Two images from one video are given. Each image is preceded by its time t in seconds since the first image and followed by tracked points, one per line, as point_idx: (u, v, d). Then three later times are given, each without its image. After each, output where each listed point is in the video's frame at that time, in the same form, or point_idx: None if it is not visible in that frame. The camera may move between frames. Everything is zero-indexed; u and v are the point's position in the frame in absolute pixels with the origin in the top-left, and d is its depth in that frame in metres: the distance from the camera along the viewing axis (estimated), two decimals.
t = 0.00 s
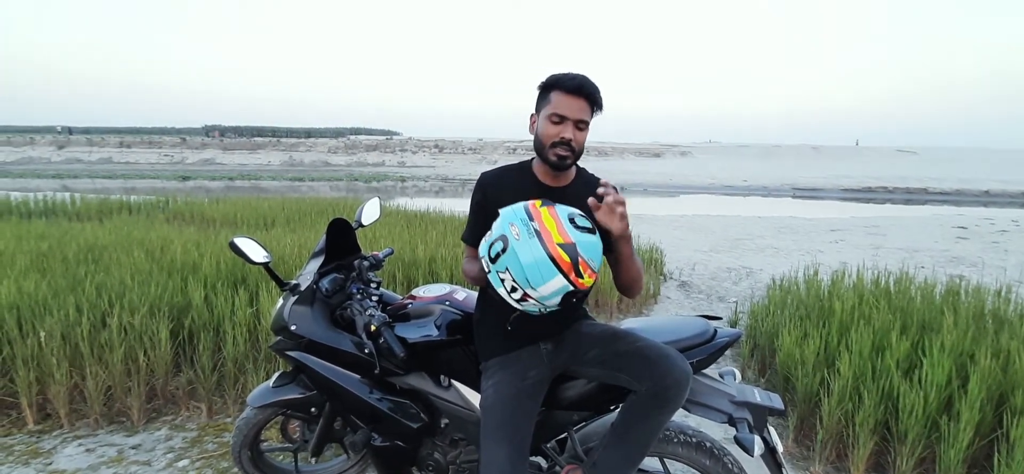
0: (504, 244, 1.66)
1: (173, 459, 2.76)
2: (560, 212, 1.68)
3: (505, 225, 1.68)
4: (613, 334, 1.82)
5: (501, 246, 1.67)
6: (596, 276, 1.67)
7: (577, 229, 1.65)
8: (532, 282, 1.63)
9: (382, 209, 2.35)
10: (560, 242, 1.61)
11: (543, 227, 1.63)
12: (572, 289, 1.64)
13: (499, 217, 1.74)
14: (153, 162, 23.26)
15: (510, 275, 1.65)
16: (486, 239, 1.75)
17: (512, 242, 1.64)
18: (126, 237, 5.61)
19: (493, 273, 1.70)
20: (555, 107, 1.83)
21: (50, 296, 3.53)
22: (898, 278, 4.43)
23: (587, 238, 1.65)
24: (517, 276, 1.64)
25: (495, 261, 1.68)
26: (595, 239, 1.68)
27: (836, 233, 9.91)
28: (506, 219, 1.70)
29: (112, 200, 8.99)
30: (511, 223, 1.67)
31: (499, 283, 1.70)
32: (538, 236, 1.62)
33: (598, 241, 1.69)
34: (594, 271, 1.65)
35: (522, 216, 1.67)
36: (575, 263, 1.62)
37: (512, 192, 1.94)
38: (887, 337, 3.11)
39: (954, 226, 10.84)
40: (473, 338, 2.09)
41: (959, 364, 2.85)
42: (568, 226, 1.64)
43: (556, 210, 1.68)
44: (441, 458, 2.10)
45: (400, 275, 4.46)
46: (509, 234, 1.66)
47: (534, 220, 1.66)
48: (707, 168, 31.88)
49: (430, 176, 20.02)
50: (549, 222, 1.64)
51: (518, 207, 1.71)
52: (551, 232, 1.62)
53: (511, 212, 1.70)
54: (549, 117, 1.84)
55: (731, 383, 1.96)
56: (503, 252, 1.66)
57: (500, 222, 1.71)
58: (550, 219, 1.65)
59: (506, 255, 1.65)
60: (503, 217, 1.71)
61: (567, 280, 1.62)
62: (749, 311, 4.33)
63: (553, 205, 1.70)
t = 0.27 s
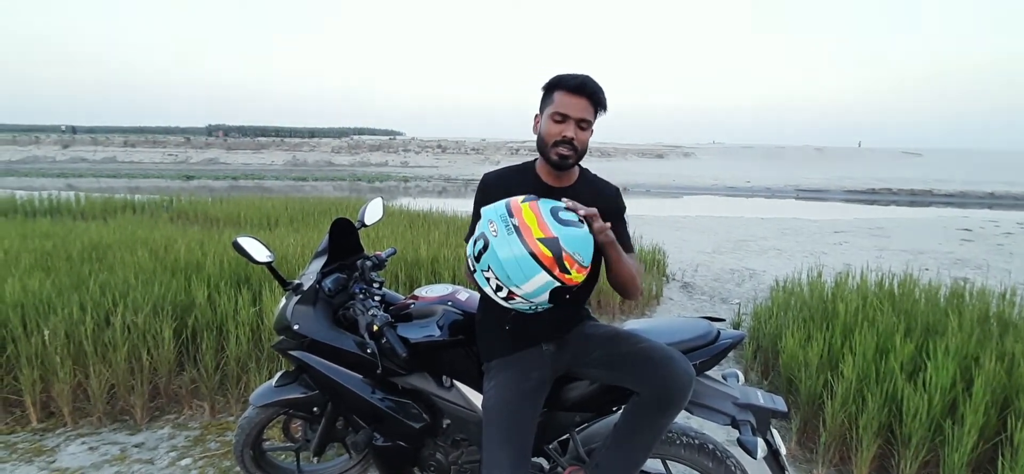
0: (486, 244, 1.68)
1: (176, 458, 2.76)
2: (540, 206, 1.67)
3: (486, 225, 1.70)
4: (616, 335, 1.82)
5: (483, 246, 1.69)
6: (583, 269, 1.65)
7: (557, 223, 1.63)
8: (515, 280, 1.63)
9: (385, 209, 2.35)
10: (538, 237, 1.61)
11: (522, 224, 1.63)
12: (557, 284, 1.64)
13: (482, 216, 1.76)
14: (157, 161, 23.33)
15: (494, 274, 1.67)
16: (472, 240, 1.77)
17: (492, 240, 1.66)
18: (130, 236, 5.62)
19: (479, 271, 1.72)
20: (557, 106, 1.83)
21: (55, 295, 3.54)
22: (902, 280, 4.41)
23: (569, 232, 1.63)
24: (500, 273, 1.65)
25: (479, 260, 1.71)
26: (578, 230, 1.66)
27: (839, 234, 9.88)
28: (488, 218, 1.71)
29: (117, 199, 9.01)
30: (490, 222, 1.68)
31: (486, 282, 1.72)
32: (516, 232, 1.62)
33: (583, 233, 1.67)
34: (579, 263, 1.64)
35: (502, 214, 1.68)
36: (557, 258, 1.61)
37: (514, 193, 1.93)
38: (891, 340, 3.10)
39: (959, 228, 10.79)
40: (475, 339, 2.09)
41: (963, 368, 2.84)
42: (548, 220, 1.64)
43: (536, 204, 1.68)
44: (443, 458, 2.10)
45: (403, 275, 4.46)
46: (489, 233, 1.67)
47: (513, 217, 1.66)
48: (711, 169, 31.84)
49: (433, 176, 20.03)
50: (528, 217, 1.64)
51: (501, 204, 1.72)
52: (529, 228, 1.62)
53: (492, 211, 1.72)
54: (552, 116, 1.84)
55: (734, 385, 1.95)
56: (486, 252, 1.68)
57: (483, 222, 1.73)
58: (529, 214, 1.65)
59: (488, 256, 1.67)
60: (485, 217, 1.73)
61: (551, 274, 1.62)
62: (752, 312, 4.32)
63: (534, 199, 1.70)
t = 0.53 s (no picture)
0: (477, 257, 1.70)
1: (179, 457, 2.77)
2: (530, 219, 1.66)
3: (478, 237, 1.72)
4: (619, 337, 1.82)
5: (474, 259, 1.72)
6: (574, 282, 1.65)
7: (546, 237, 1.62)
8: (504, 294, 1.66)
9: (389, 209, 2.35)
10: (525, 254, 1.61)
11: (510, 239, 1.64)
12: (547, 297, 1.65)
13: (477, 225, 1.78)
14: (162, 161, 23.40)
15: (484, 287, 1.70)
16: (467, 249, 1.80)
17: (482, 254, 1.68)
18: (134, 236, 5.64)
19: (473, 282, 1.76)
20: (558, 107, 1.83)
21: (60, 294, 3.55)
22: (907, 283, 4.40)
23: (557, 246, 1.62)
24: (489, 286, 1.68)
25: (472, 271, 1.74)
26: (569, 242, 1.64)
27: (844, 237, 9.84)
28: (481, 229, 1.73)
29: (122, 199, 9.04)
30: (480, 235, 1.70)
31: (480, 292, 1.75)
32: (503, 247, 1.64)
33: (574, 246, 1.65)
34: (569, 277, 1.64)
35: (492, 227, 1.69)
36: (543, 273, 1.61)
37: (517, 194, 1.93)
38: (896, 343, 3.08)
39: (964, 230, 10.75)
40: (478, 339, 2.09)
41: (969, 371, 2.82)
42: (536, 234, 1.62)
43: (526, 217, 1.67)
44: (446, 459, 2.10)
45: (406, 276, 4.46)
46: (479, 246, 1.70)
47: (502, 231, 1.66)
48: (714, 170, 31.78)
49: (437, 176, 20.04)
50: (517, 231, 1.64)
51: (493, 215, 1.73)
52: (516, 244, 1.62)
53: (485, 223, 1.73)
54: (552, 117, 1.84)
55: (738, 387, 1.95)
56: (477, 265, 1.71)
57: (475, 233, 1.74)
58: (517, 229, 1.64)
59: (478, 269, 1.70)
60: (478, 228, 1.75)
61: (539, 289, 1.63)
62: (755, 315, 4.31)
63: (527, 210, 1.69)
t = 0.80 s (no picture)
0: (475, 264, 1.73)
1: (182, 456, 2.77)
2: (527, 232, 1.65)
3: (477, 243, 1.74)
4: (623, 338, 1.81)
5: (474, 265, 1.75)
6: (569, 296, 1.66)
7: (541, 252, 1.63)
8: (500, 303, 1.71)
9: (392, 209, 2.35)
10: (519, 269, 1.63)
11: (505, 253, 1.65)
12: (542, 309, 1.68)
13: (480, 228, 1.80)
14: (166, 161, 23.45)
15: (483, 293, 1.75)
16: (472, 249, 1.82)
17: (479, 262, 1.71)
18: (138, 235, 5.65)
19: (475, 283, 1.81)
20: (559, 107, 1.82)
21: (65, 292, 3.56)
22: (911, 285, 4.38)
23: (552, 262, 1.62)
24: (487, 293, 1.73)
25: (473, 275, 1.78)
26: (566, 258, 1.64)
27: (848, 238, 9.81)
28: (482, 234, 1.75)
29: (126, 198, 9.07)
30: (479, 243, 1.72)
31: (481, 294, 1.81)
32: (498, 260, 1.66)
33: (571, 260, 1.64)
34: (564, 292, 1.65)
35: (491, 235, 1.70)
36: (536, 287, 1.64)
37: (519, 195, 1.93)
38: (900, 345, 3.07)
39: (969, 232, 10.71)
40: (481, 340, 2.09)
41: (974, 374, 2.81)
42: (531, 249, 1.63)
43: (524, 230, 1.66)
44: (448, 459, 2.10)
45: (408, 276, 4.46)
46: (477, 254, 1.72)
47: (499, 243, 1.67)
48: (717, 171, 31.72)
49: (440, 177, 20.06)
50: (513, 245, 1.65)
51: (495, 222, 1.74)
52: (511, 259, 1.64)
53: (486, 229, 1.74)
54: (554, 117, 1.83)
55: (741, 389, 1.94)
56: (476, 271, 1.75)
57: (476, 238, 1.76)
58: (513, 243, 1.65)
59: (477, 276, 1.74)
60: (479, 232, 1.76)
61: (533, 302, 1.66)
62: (759, 316, 4.29)
63: (526, 220, 1.68)
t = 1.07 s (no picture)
0: (474, 257, 1.74)
1: (184, 454, 2.78)
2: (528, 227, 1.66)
3: (478, 235, 1.75)
4: (625, 338, 1.81)
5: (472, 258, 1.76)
6: (565, 295, 1.65)
7: (540, 247, 1.63)
8: (495, 296, 1.70)
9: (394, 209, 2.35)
10: (516, 262, 1.63)
11: (504, 245, 1.65)
12: (536, 307, 1.67)
13: (483, 222, 1.81)
14: (169, 160, 23.49)
15: (479, 286, 1.75)
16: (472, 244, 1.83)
17: (477, 254, 1.72)
18: (141, 234, 5.66)
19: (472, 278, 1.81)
20: (558, 109, 1.82)
21: (68, 291, 3.58)
22: (914, 286, 4.36)
23: (549, 258, 1.62)
24: (483, 287, 1.73)
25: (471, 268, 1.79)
26: (564, 257, 1.64)
27: (850, 239, 9.80)
28: (483, 228, 1.76)
29: (129, 197, 9.09)
30: (480, 235, 1.73)
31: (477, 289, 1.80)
32: (496, 251, 1.66)
33: (570, 260, 1.64)
34: (559, 290, 1.64)
35: (492, 228, 1.71)
36: (531, 282, 1.63)
37: (520, 195, 1.93)
38: (903, 347, 3.06)
39: (972, 234, 10.68)
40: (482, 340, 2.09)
41: (977, 376, 2.80)
42: (531, 243, 1.63)
43: (525, 224, 1.67)
44: (449, 459, 2.10)
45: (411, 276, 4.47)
46: (476, 245, 1.73)
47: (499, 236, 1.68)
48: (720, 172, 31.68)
49: (442, 177, 20.08)
50: (512, 238, 1.65)
51: (497, 217, 1.75)
52: (509, 251, 1.64)
53: (487, 222, 1.75)
54: (554, 119, 1.84)
55: (743, 390, 1.94)
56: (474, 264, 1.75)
57: (477, 231, 1.77)
58: (513, 235, 1.65)
59: (474, 268, 1.74)
60: (481, 225, 1.77)
61: (526, 298, 1.65)
62: (761, 317, 4.29)
63: (528, 217, 1.69)
